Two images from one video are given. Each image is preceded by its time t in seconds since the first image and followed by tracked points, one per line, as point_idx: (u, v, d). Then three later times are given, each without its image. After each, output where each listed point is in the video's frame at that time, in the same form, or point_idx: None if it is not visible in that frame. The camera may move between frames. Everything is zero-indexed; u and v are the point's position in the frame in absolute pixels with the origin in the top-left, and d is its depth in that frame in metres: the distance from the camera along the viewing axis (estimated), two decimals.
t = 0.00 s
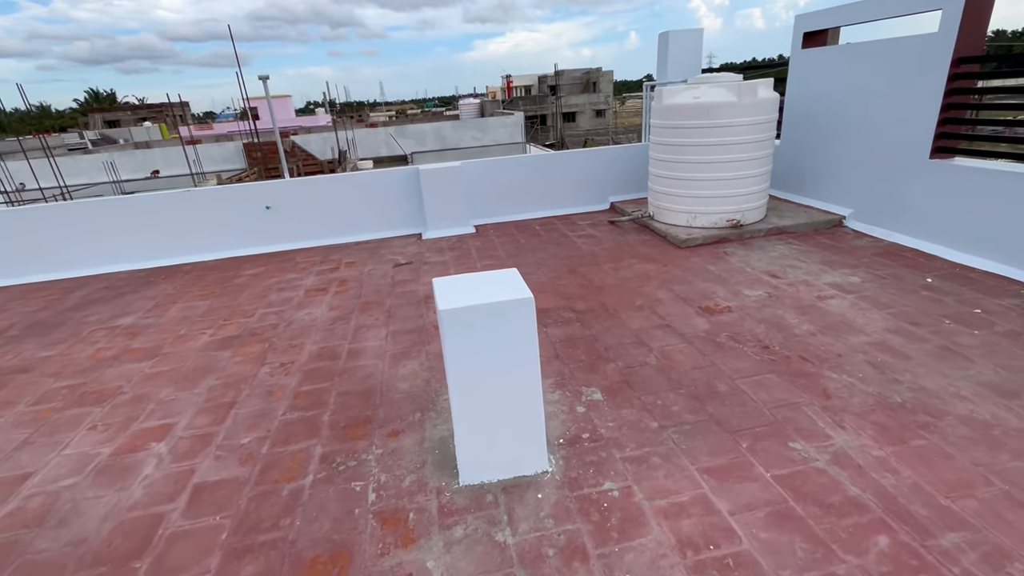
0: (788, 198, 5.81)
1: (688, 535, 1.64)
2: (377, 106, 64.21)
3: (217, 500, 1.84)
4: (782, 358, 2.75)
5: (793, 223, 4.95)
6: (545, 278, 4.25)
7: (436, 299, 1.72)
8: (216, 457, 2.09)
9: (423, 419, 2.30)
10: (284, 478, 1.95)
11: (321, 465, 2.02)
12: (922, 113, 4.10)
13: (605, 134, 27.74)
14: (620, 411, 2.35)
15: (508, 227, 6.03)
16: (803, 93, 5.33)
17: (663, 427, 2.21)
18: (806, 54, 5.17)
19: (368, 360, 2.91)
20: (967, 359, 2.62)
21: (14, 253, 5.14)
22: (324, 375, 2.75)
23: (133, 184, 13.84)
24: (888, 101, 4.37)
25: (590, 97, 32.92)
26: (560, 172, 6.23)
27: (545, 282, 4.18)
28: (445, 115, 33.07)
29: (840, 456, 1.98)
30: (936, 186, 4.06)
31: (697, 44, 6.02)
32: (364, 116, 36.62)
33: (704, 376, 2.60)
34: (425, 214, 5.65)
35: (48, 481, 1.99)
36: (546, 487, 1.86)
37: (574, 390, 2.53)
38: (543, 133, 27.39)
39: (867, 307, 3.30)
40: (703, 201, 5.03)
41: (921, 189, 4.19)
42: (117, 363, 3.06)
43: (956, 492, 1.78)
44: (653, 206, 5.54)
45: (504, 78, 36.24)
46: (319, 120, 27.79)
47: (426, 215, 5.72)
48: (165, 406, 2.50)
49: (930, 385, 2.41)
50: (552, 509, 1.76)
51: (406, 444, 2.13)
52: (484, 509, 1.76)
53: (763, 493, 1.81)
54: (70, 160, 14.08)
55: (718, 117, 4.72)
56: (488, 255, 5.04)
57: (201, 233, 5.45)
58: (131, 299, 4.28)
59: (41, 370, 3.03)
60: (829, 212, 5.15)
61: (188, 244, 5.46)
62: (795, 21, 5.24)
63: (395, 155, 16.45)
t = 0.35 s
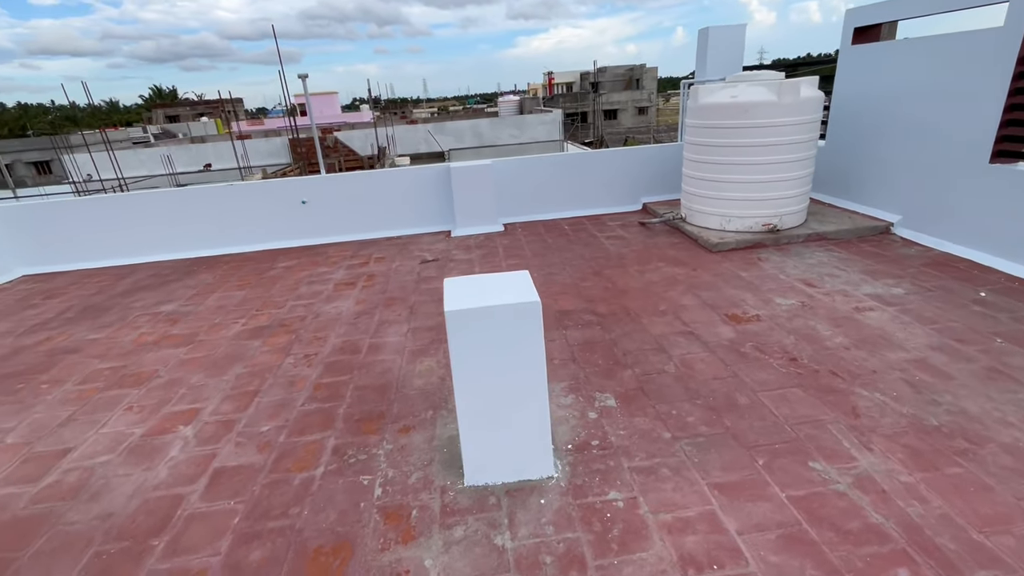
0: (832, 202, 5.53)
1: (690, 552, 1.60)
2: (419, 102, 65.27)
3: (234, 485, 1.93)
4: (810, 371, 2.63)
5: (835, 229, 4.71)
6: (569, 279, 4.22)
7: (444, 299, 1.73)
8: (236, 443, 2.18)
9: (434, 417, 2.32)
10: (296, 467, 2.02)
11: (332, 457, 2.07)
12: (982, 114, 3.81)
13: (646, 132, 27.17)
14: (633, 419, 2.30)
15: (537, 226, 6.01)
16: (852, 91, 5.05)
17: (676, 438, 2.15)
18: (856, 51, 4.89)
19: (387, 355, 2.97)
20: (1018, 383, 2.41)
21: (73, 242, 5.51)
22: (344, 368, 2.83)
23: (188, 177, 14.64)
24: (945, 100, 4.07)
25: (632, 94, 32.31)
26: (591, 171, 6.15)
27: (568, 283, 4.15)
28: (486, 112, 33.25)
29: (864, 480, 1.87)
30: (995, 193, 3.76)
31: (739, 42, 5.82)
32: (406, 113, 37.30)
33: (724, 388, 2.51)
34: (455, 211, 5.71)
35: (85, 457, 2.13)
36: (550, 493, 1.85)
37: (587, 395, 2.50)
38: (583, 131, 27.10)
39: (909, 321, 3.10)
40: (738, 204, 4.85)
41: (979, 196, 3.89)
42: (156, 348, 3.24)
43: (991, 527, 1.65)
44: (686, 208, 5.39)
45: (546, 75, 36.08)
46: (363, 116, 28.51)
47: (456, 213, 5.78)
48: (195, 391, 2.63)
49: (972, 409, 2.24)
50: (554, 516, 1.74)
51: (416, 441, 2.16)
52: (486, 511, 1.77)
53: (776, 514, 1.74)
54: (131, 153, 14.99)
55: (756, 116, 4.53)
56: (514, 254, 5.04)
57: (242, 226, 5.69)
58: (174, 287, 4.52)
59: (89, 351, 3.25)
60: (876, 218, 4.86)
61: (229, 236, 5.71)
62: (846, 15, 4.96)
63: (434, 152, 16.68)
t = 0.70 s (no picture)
0: (881, 208, 5.22)
1: (699, 570, 1.54)
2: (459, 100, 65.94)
3: (254, 470, 2.00)
4: (843, 385, 2.49)
5: (881, 236, 4.45)
6: (595, 281, 4.16)
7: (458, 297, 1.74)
8: (259, 430, 2.26)
9: (450, 414, 2.34)
10: (313, 457, 2.08)
11: (347, 449, 2.12)
12: None
13: (689, 131, 26.46)
14: (650, 427, 2.24)
15: (566, 226, 5.96)
16: (906, 90, 4.75)
17: (694, 449, 2.08)
18: (912, 46, 4.59)
19: (409, 350, 3.01)
20: None
21: (126, 232, 5.85)
22: (366, 362, 2.89)
23: (236, 171, 15.32)
24: (1009, 99, 3.77)
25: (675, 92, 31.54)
26: (624, 170, 6.04)
27: (594, 284, 4.09)
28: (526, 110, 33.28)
29: (894, 506, 1.76)
30: None
31: (784, 40, 5.60)
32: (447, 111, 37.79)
33: (749, 399, 2.41)
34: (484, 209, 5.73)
35: (122, 436, 2.26)
36: (559, 498, 1.82)
37: (605, 400, 2.46)
38: (622, 130, 26.67)
39: (959, 337, 2.89)
40: (776, 207, 4.65)
41: None
42: (194, 335, 3.41)
43: None
44: (721, 210, 5.21)
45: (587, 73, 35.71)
46: (404, 114, 29.04)
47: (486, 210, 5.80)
48: (226, 378, 2.75)
49: None
50: (561, 522, 1.72)
51: (429, 437, 2.18)
52: (492, 513, 1.77)
53: (794, 536, 1.65)
54: (186, 148, 15.82)
55: (798, 115, 4.33)
56: (542, 253, 5.02)
57: (280, 219, 5.90)
58: (214, 277, 4.74)
59: (134, 335, 3.45)
60: (928, 224, 4.56)
61: (267, 229, 5.94)
62: (902, 9, 4.65)
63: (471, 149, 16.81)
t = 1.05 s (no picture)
0: (934, 215, 4.88)
1: None
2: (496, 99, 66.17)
3: (268, 462, 2.05)
4: (879, 405, 2.33)
5: (932, 245, 4.16)
6: (620, 284, 4.08)
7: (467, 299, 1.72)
8: (276, 422, 2.32)
9: (461, 416, 2.33)
10: (325, 451, 2.12)
11: (358, 445, 2.15)
12: None
13: (731, 131, 25.60)
14: (666, 439, 2.17)
15: (595, 227, 5.87)
16: (966, 89, 4.41)
17: (710, 465, 2.00)
18: (974, 42, 4.26)
19: (427, 348, 3.03)
20: None
21: (171, 224, 6.15)
22: (385, 359, 2.92)
23: (280, 168, 15.90)
24: None
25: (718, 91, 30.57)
26: (657, 171, 5.90)
27: (619, 288, 4.01)
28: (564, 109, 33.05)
29: (926, 540, 1.63)
30: None
31: (830, 38, 5.33)
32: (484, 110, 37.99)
33: (773, 415, 2.30)
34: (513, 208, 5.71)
35: (151, 421, 2.37)
36: (564, 509, 1.78)
37: (620, 408, 2.40)
38: (662, 130, 26.09)
39: (1015, 358, 2.66)
40: (816, 213, 4.42)
41: None
42: (226, 325, 3.54)
43: None
44: (757, 215, 5.00)
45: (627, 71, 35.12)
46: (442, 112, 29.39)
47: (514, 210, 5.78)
48: (250, 369, 2.85)
49: None
50: (564, 534, 1.68)
51: (439, 438, 2.18)
52: (495, 519, 1.74)
53: (811, 565, 1.55)
54: (234, 144, 16.54)
55: (843, 116, 4.09)
56: (568, 255, 4.96)
57: (314, 215, 6.07)
58: (249, 270, 4.92)
59: (171, 324, 3.62)
60: (987, 234, 4.22)
61: (302, 224, 6.12)
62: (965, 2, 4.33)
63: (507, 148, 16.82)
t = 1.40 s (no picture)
0: (992, 225, 4.53)
1: None
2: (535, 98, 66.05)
3: (281, 456, 2.11)
4: (913, 431, 2.18)
5: (987, 258, 3.87)
6: (644, 291, 3.99)
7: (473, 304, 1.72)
8: (292, 417, 2.39)
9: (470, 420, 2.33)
10: (335, 448, 2.16)
11: (367, 444, 2.18)
12: None
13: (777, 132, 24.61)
14: (678, 455, 2.10)
15: (623, 230, 5.77)
16: None
17: (721, 484, 1.92)
18: None
19: (443, 349, 3.05)
20: None
21: (212, 219, 6.43)
22: (402, 359, 2.96)
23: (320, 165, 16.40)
24: None
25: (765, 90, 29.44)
26: (690, 174, 5.74)
27: (643, 294, 3.92)
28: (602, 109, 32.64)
29: None
30: None
31: (881, 36, 5.04)
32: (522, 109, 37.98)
33: (795, 435, 2.19)
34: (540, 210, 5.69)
35: (177, 409, 2.49)
36: (565, 521, 1.75)
37: (633, 420, 2.34)
38: (702, 130, 25.38)
39: None
40: (858, 221, 4.18)
41: None
42: (255, 319, 3.68)
43: None
44: (795, 221, 4.78)
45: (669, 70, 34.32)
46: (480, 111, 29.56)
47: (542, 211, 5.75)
48: (273, 363, 2.94)
49: None
50: (562, 548, 1.65)
51: (447, 441, 2.19)
52: (494, 528, 1.73)
53: None
54: (278, 142, 17.17)
55: (890, 118, 3.86)
56: (593, 258, 4.89)
57: (346, 213, 6.22)
58: (282, 265, 5.09)
59: (205, 316, 3.79)
60: None
61: (335, 222, 6.28)
62: None
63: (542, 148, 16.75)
